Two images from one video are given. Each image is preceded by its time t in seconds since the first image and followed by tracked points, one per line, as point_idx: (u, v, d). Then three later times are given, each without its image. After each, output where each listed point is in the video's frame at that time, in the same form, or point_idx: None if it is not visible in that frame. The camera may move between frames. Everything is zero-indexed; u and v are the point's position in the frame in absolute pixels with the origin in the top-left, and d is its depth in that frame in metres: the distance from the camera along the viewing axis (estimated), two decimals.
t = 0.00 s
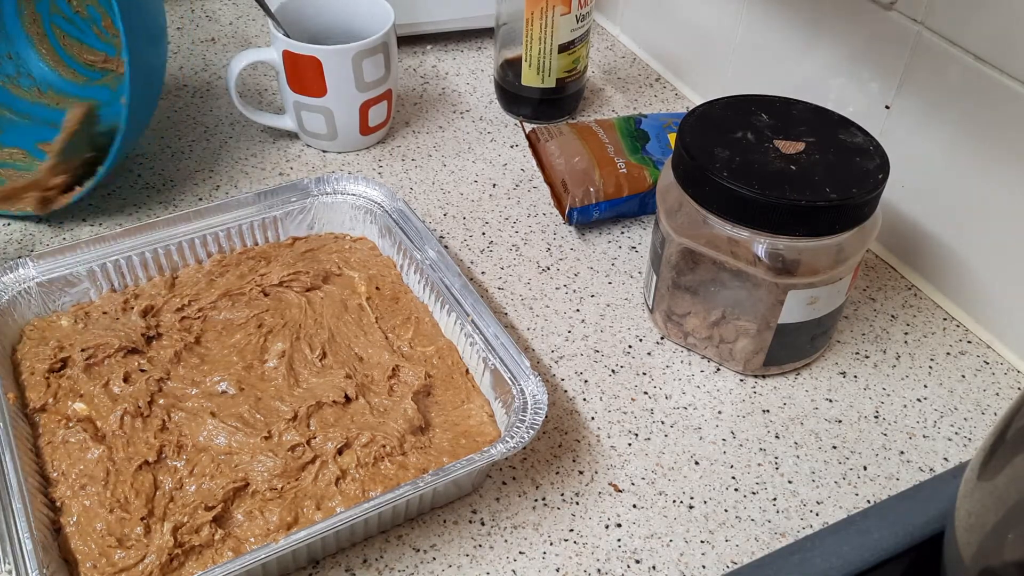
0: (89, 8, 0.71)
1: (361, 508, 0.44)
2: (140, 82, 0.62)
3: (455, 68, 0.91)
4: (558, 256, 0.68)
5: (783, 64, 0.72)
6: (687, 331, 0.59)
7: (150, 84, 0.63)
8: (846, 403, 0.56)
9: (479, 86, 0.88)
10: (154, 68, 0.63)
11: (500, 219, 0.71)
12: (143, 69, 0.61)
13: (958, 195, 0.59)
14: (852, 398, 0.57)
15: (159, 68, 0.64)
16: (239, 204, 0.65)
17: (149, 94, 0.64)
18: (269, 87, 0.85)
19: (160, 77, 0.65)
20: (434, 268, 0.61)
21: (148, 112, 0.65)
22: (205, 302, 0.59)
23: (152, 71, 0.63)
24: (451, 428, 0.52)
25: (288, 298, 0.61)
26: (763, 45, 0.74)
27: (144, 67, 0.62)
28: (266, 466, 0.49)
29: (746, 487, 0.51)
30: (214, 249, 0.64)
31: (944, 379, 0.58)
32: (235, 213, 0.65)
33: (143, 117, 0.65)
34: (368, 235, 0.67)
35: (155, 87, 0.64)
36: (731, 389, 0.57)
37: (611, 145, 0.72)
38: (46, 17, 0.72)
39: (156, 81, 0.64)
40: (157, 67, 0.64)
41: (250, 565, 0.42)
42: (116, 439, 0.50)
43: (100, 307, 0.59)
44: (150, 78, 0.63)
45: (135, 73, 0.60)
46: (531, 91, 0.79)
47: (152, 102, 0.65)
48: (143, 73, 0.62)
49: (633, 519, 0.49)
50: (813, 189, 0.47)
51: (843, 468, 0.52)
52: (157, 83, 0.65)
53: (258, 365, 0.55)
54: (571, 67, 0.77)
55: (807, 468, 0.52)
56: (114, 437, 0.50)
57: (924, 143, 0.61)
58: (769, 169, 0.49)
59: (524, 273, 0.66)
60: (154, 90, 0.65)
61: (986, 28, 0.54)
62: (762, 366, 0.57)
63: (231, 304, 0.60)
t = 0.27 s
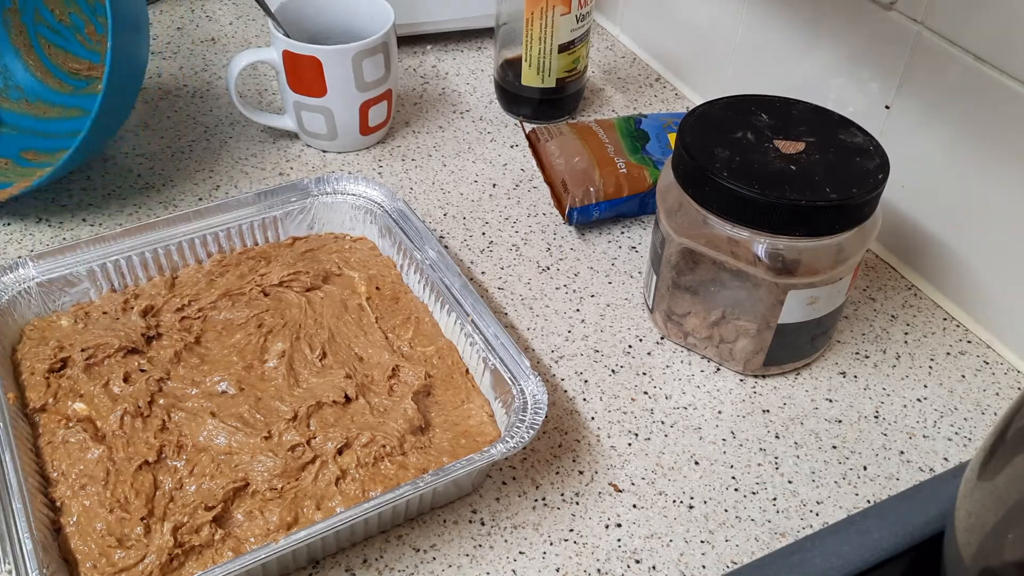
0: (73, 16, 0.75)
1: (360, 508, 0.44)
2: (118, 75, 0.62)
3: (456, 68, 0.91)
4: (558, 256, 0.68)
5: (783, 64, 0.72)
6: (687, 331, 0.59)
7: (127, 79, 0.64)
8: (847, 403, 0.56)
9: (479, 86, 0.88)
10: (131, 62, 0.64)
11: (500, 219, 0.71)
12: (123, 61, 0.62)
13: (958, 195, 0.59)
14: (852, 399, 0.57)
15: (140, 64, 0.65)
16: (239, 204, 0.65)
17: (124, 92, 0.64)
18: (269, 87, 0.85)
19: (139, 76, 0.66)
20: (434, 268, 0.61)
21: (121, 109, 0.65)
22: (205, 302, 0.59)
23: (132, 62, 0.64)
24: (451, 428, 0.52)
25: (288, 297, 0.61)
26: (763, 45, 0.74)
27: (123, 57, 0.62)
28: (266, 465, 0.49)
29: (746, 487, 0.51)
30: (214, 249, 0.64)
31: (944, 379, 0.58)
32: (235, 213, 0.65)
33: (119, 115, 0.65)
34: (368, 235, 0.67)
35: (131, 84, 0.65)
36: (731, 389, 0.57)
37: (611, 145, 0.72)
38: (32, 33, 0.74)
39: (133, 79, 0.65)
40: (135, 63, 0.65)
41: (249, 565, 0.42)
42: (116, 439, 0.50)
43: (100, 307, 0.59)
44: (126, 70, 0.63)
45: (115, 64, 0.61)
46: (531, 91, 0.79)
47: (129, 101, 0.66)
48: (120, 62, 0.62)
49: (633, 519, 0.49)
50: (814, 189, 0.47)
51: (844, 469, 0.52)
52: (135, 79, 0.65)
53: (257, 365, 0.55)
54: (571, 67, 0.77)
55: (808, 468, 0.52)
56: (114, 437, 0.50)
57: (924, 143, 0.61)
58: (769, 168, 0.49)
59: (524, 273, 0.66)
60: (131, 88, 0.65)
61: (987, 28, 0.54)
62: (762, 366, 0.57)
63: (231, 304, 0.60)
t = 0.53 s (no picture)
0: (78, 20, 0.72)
1: (361, 508, 0.44)
2: (135, 89, 0.62)
3: (455, 68, 0.91)
4: (558, 256, 0.68)
5: (783, 64, 0.72)
6: (687, 331, 0.59)
7: (142, 91, 0.63)
8: (846, 403, 0.56)
9: (478, 86, 0.88)
10: (147, 73, 0.63)
11: (500, 219, 0.71)
12: (138, 72, 0.62)
13: (958, 195, 0.59)
14: (852, 399, 0.57)
15: (154, 74, 0.65)
16: (240, 204, 0.65)
17: (140, 105, 0.64)
18: (269, 87, 0.85)
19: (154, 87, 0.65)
20: (434, 268, 0.61)
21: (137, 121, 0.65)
22: (205, 302, 0.59)
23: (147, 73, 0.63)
24: (451, 428, 0.52)
25: (289, 298, 0.61)
26: (763, 45, 0.74)
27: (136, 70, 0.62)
28: (266, 466, 0.49)
29: (746, 487, 0.51)
30: (214, 249, 0.64)
31: (943, 379, 0.58)
32: (235, 213, 0.65)
33: (134, 124, 0.65)
34: (368, 235, 0.67)
35: (146, 96, 0.64)
36: (731, 389, 0.57)
37: (611, 145, 0.72)
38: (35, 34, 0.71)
39: (148, 90, 0.65)
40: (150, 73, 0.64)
41: (250, 565, 0.42)
42: (116, 439, 0.50)
43: (100, 307, 0.59)
44: (141, 83, 0.63)
45: (131, 78, 0.61)
46: (531, 91, 0.79)
47: (143, 110, 0.65)
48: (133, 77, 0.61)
49: (633, 519, 0.49)
50: (813, 189, 0.47)
51: (843, 468, 0.52)
52: (150, 91, 0.65)
53: (258, 365, 0.55)
54: (571, 67, 0.77)
55: (807, 468, 0.52)
56: (115, 437, 0.50)
57: (924, 143, 0.61)
58: (768, 168, 0.49)
59: (524, 273, 0.66)
60: (146, 101, 0.65)
61: (987, 28, 0.54)
62: (761, 366, 0.57)
63: (231, 304, 0.60)
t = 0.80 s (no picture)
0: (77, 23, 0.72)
1: (361, 508, 0.44)
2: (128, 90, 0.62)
3: (455, 68, 0.91)
4: (558, 256, 0.68)
5: (783, 64, 0.72)
6: (687, 331, 0.59)
7: (138, 94, 0.64)
8: (846, 403, 0.56)
9: (479, 86, 0.88)
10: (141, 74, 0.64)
11: (500, 219, 0.71)
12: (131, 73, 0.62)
13: (958, 195, 0.59)
14: (852, 399, 0.57)
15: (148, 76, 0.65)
16: (240, 204, 0.65)
17: (134, 106, 0.64)
18: (269, 87, 0.85)
19: (149, 88, 0.66)
20: (434, 268, 0.61)
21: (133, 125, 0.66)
22: (205, 302, 0.59)
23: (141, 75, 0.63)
24: (451, 428, 0.52)
25: (289, 298, 0.61)
26: (763, 45, 0.74)
27: (131, 72, 0.62)
28: (266, 466, 0.49)
29: (746, 487, 0.51)
30: (214, 249, 0.64)
31: (944, 379, 0.58)
32: (235, 213, 0.65)
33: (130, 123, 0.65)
34: (368, 235, 0.67)
35: (142, 100, 0.65)
36: (731, 389, 0.57)
37: (611, 145, 0.72)
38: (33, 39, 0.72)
39: (144, 92, 0.65)
40: (145, 76, 0.65)
41: (250, 565, 0.42)
42: (116, 439, 0.50)
43: (100, 307, 0.59)
44: (137, 85, 0.63)
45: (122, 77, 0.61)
46: (531, 91, 0.79)
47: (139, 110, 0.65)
48: (128, 79, 0.62)
49: (633, 519, 0.49)
50: (813, 189, 0.47)
51: (843, 468, 0.52)
52: (146, 95, 0.65)
53: (257, 365, 0.55)
54: (572, 67, 0.77)
55: (807, 468, 0.52)
56: (114, 437, 0.50)
57: (924, 143, 0.61)
58: (768, 168, 0.49)
59: (524, 273, 0.66)
60: (142, 102, 0.65)
61: (987, 28, 0.54)
62: (762, 366, 0.57)
63: (231, 304, 0.60)
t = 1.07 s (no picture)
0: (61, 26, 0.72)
1: (360, 508, 0.44)
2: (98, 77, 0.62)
3: (456, 68, 0.91)
4: (558, 256, 0.68)
5: (783, 65, 0.72)
6: (687, 331, 0.59)
7: (109, 83, 0.63)
8: (847, 403, 0.56)
9: (479, 86, 0.88)
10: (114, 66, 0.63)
11: (500, 219, 0.71)
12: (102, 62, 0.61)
13: (958, 195, 0.59)
14: (852, 399, 0.57)
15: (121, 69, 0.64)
16: (239, 204, 0.65)
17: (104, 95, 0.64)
18: (269, 87, 0.85)
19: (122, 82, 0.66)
20: (434, 268, 0.61)
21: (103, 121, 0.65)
22: (205, 302, 0.59)
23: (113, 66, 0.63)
24: (451, 428, 0.52)
25: (288, 297, 0.61)
26: (763, 45, 0.74)
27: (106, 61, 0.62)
28: (266, 466, 0.49)
29: (746, 487, 0.51)
30: (214, 249, 0.64)
31: (944, 379, 0.58)
32: (235, 213, 0.65)
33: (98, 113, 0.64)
34: (368, 235, 0.67)
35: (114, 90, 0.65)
36: (731, 389, 0.57)
37: (611, 145, 0.72)
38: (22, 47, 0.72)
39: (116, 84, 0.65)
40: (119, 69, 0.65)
41: (249, 565, 0.42)
42: (116, 439, 0.50)
43: (100, 307, 0.59)
44: (109, 74, 0.63)
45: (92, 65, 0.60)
46: (531, 91, 0.79)
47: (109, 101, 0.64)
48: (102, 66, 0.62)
49: (633, 519, 0.49)
50: (814, 189, 0.47)
51: (844, 468, 0.52)
52: (117, 86, 0.65)
53: (257, 365, 0.55)
54: (571, 67, 0.77)
55: (807, 468, 0.52)
56: (114, 437, 0.50)
57: (924, 143, 0.61)
58: (768, 168, 0.49)
59: (524, 273, 0.66)
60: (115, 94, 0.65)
61: (987, 28, 0.54)
62: (762, 366, 0.57)
63: (231, 303, 0.60)
